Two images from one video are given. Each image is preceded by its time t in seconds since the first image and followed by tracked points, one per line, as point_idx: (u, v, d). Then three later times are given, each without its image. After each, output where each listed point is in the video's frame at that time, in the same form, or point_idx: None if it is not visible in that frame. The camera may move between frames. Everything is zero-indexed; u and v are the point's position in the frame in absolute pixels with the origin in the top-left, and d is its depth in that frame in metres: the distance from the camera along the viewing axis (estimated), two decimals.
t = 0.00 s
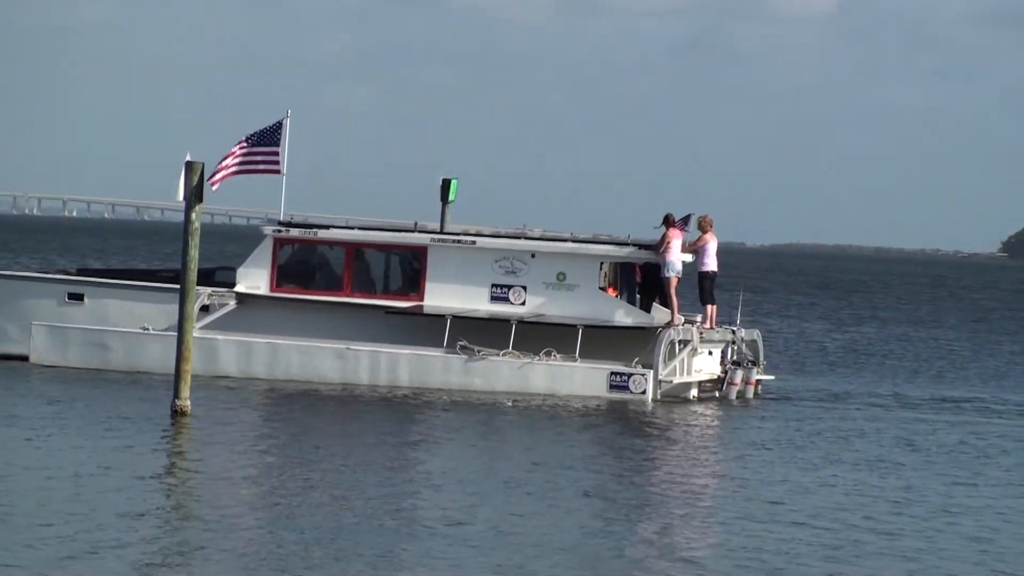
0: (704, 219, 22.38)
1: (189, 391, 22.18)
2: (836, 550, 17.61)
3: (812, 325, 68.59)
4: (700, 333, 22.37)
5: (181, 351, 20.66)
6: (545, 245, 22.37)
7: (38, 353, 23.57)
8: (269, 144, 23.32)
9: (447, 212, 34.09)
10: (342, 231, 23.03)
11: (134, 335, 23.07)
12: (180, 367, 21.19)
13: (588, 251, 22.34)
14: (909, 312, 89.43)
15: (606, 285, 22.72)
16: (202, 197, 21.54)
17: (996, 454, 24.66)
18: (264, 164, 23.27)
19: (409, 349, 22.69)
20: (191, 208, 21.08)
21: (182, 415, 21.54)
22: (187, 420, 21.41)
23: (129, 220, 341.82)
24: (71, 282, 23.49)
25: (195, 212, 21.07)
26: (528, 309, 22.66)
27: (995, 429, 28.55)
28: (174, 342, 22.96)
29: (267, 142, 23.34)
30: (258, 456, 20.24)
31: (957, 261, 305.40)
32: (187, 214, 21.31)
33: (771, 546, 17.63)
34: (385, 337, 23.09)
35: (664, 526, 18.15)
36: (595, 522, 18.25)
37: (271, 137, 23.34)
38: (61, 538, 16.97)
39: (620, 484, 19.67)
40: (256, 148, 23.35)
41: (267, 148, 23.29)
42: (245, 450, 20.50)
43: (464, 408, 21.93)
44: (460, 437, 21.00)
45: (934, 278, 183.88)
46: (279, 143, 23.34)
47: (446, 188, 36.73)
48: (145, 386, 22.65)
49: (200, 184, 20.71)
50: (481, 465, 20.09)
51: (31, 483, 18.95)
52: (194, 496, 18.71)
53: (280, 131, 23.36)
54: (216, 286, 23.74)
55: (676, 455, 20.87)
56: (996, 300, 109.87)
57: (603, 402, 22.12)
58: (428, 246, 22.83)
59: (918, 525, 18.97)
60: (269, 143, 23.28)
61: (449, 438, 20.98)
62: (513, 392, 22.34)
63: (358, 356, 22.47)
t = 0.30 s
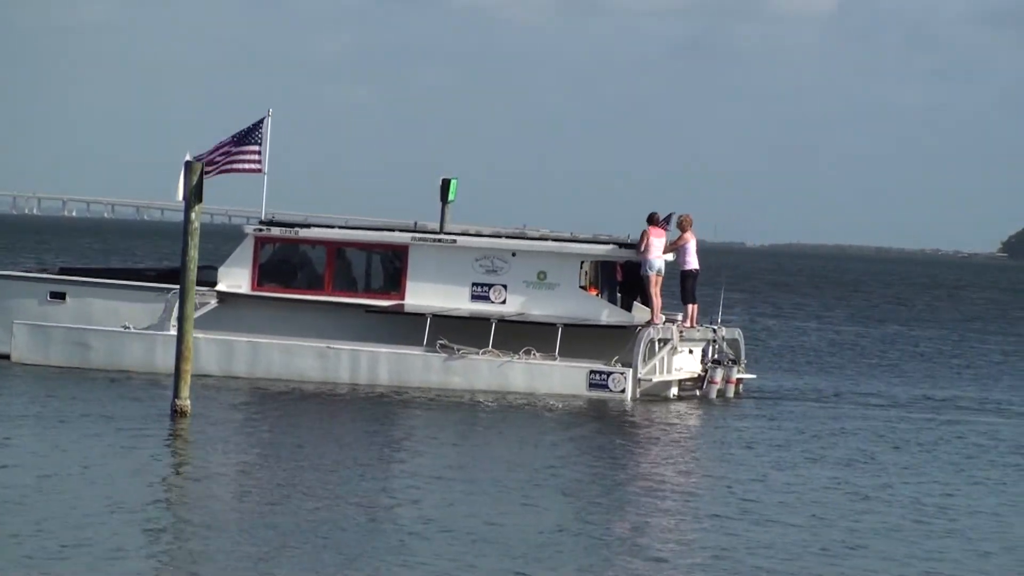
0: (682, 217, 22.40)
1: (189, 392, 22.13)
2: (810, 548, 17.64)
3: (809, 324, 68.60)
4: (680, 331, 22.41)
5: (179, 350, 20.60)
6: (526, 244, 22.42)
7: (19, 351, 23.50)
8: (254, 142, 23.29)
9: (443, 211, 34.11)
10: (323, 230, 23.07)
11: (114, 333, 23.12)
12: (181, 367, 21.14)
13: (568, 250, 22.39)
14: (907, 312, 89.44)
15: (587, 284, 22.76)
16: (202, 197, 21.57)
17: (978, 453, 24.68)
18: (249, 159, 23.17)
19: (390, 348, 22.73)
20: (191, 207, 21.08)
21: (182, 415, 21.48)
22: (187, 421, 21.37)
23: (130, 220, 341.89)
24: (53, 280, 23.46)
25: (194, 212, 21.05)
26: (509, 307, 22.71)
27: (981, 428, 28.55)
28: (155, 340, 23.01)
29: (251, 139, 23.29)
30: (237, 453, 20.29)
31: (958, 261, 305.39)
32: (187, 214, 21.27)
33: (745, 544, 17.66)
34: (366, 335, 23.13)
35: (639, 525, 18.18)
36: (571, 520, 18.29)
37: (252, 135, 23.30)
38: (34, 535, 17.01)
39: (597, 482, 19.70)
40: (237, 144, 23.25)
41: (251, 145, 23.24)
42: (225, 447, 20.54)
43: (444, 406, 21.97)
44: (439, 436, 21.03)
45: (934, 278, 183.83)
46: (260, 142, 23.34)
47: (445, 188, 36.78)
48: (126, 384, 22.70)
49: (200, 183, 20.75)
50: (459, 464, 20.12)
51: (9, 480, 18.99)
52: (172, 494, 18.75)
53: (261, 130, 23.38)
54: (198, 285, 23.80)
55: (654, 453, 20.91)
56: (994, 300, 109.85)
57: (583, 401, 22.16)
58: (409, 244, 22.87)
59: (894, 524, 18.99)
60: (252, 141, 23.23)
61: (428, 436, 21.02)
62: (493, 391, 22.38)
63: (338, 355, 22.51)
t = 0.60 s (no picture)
0: (659, 215, 22.44)
1: (189, 392, 22.18)
2: (785, 548, 17.63)
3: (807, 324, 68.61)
4: (661, 330, 22.44)
5: (179, 350, 20.62)
6: (506, 243, 22.50)
7: None
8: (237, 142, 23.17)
9: (444, 210, 34.15)
10: (304, 229, 23.11)
11: (95, 332, 23.17)
12: (181, 367, 21.16)
13: (548, 249, 22.47)
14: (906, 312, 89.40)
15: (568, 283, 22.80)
16: (202, 197, 21.35)
17: (961, 453, 24.67)
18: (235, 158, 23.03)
19: (370, 347, 22.78)
20: (191, 208, 20.92)
21: (182, 414, 21.52)
22: (186, 420, 21.39)
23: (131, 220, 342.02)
24: (34, 279, 23.46)
25: (194, 213, 20.91)
26: (490, 306, 22.72)
27: (968, 428, 28.53)
28: (135, 339, 23.04)
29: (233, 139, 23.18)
30: (216, 451, 20.31)
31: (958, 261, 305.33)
32: (187, 214, 21.06)
33: (719, 543, 17.66)
34: (347, 334, 23.15)
35: (615, 524, 18.17)
36: (546, 519, 18.28)
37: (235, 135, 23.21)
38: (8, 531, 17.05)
39: (575, 481, 19.71)
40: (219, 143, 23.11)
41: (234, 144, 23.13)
42: (203, 446, 20.56)
43: (424, 404, 22.01)
44: (419, 434, 21.05)
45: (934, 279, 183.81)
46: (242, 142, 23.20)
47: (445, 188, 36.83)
48: (107, 383, 22.74)
49: (200, 183, 20.63)
50: (437, 461, 20.15)
51: None
52: (150, 491, 18.77)
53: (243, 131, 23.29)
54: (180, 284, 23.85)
55: (633, 452, 20.93)
56: (994, 300, 109.73)
57: (562, 399, 22.21)
58: (390, 244, 22.94)
59: (871, 524, 18.99)
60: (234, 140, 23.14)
61: (407, 434, 21.05)
62: (473, 390, 22.38)
63: (319, 354, 22.57)
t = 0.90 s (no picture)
0: (642, 215, 22.49)
1: (189, 392, 22.17)
2: (756, 547, 17.64)
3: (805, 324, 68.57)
4: (642, 329, 22.51)
5: (180, 350, 20.61)
6: (487, 243, 22.53)
7: None
8: (211, 141, 22.56)
9: (444, 210, 34.15)
10: (286, 228, 23.13)
11: (76, 332, 23.21)
12: (181, 368, 21.14)
13: (529, 248, 22.49)
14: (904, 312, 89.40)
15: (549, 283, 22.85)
16: (201, 197, 21.29)
17: (945, 453, 24.64)
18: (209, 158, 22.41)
19: (351, 346, 22.82)
20: (191, 208, 20.80)
21: (182, 415, 21.52)
22: (186, 420, 21.39)
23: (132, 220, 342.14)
24: (15, 278, 23.49)
25: (195, 213, 20.81)
26: (471, 306, 22.77)
27: (957, 429, 28.48)
28: (117, 338, 23.05)
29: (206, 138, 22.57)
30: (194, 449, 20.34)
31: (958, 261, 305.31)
32: (188, 214, 20.94)
33: (690, 543, 17.66)
34: (328, 334, 23.19)
35: (587, 523, 18.19)
36: (519, 518, 18.30)
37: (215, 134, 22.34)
38: None
39: (551, 481, 19.73)
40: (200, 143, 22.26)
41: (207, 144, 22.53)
42: (182, 443, 20.59)
43: (404, 403, 22.05)
44: (398, 434, 21.07)
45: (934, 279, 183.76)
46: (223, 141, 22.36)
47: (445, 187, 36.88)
48: (88, 382, 22.77)
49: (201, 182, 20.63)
50: (415, 460, 20.18)
51: None
52: (125, 489, 18.81)
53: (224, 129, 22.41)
54: (161, 283, 23.89)
55: (611, 451, 20.95)
56: (993, 300, 109.71)
57: (542, 399, 22.26)
58: (371, 243, 22.96)
59: (845, 523, 18.99)
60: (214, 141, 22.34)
61: (386, 433, 21.08)
62: (454, 389, 22.42)
63: (300, 354, 22.61)
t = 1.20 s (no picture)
0: (625, 215, 22.58)
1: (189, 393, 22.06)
2: (733, 546, 17.66)
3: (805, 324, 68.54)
4: (622, 327, 22.63)
5: (180, 351, 20.44)
6: (468, 242, 22.58)
7: None
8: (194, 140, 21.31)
9: (444, 211, 34.16)
10: (268, 228, 23.18)
11: (57, 331, 23.24)
12: (181, 368, 20.98)
13: (510, 248, 22.53)
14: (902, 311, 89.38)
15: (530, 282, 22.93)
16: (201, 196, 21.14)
17: (927, 452, 24.66)
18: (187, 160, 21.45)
19: (331, 346, 22.88)
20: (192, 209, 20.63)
21: (182, 415, 21.39)
22: (187, 421, 21.26)
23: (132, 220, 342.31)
24: None
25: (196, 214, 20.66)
26: (452, 305, 22.83)
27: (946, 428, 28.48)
28: (98, 337, 23.09)
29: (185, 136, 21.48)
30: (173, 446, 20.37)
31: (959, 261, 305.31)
32: (188, 215, 20.76)
33: (667, 541, 17.67)
34: (309, 334, 23.26)
35: (565, 521, 18.21)
36: (497, 516, 18.33)
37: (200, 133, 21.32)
38: None
39: (530, 479, 19.75)
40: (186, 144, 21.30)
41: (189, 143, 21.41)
42: (161, 440, 20.63)
43: (384, 402, 22.10)
44: (379, 432, 21.11)
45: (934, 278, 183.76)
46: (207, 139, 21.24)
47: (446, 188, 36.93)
48: (69, 381, 22.81)
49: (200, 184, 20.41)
50: (393, 459, 20.22)
51: None
52: (104, 486, 18.85)
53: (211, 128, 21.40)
54: (144, 281, 23.96)
55: (589, 450, 20.98)
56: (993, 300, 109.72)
57: (522, 398, 22.34)
58: (352, 243, 23.00)
59: (820, 522, 19.00)
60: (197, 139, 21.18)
61: (365, 431, 21.13)
62: (433, 389, 22.51)
63: (280, 353, 22.66)
